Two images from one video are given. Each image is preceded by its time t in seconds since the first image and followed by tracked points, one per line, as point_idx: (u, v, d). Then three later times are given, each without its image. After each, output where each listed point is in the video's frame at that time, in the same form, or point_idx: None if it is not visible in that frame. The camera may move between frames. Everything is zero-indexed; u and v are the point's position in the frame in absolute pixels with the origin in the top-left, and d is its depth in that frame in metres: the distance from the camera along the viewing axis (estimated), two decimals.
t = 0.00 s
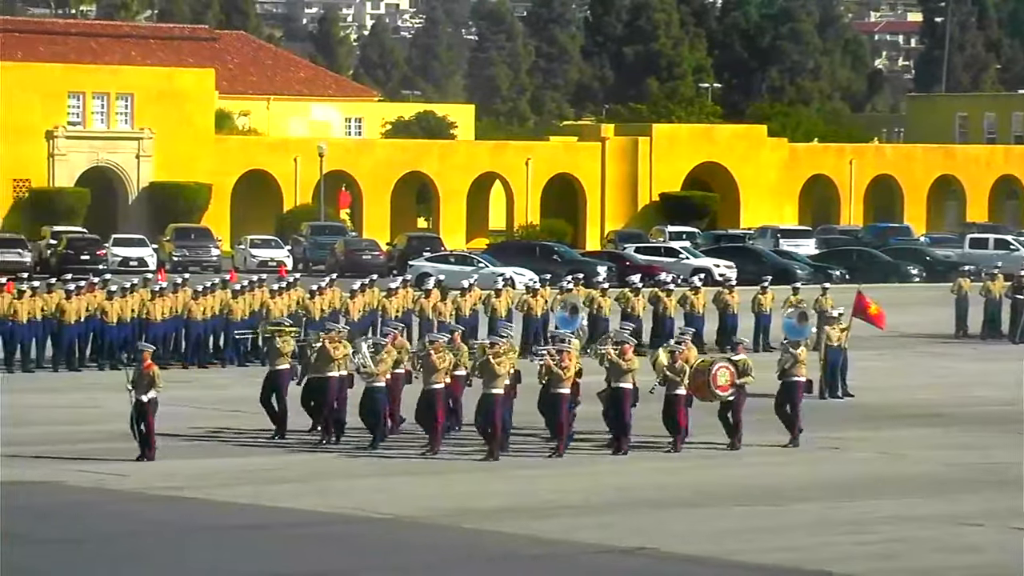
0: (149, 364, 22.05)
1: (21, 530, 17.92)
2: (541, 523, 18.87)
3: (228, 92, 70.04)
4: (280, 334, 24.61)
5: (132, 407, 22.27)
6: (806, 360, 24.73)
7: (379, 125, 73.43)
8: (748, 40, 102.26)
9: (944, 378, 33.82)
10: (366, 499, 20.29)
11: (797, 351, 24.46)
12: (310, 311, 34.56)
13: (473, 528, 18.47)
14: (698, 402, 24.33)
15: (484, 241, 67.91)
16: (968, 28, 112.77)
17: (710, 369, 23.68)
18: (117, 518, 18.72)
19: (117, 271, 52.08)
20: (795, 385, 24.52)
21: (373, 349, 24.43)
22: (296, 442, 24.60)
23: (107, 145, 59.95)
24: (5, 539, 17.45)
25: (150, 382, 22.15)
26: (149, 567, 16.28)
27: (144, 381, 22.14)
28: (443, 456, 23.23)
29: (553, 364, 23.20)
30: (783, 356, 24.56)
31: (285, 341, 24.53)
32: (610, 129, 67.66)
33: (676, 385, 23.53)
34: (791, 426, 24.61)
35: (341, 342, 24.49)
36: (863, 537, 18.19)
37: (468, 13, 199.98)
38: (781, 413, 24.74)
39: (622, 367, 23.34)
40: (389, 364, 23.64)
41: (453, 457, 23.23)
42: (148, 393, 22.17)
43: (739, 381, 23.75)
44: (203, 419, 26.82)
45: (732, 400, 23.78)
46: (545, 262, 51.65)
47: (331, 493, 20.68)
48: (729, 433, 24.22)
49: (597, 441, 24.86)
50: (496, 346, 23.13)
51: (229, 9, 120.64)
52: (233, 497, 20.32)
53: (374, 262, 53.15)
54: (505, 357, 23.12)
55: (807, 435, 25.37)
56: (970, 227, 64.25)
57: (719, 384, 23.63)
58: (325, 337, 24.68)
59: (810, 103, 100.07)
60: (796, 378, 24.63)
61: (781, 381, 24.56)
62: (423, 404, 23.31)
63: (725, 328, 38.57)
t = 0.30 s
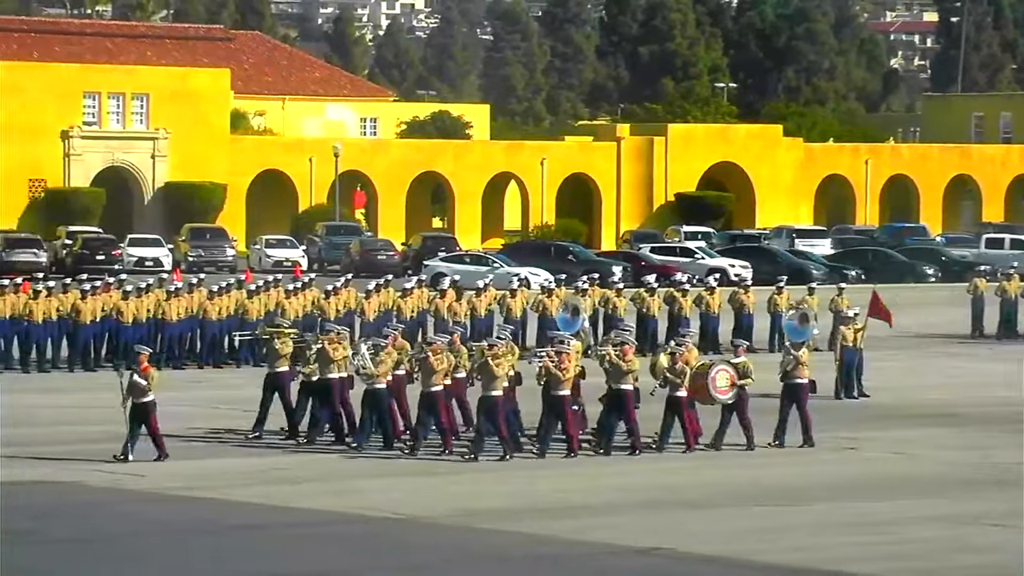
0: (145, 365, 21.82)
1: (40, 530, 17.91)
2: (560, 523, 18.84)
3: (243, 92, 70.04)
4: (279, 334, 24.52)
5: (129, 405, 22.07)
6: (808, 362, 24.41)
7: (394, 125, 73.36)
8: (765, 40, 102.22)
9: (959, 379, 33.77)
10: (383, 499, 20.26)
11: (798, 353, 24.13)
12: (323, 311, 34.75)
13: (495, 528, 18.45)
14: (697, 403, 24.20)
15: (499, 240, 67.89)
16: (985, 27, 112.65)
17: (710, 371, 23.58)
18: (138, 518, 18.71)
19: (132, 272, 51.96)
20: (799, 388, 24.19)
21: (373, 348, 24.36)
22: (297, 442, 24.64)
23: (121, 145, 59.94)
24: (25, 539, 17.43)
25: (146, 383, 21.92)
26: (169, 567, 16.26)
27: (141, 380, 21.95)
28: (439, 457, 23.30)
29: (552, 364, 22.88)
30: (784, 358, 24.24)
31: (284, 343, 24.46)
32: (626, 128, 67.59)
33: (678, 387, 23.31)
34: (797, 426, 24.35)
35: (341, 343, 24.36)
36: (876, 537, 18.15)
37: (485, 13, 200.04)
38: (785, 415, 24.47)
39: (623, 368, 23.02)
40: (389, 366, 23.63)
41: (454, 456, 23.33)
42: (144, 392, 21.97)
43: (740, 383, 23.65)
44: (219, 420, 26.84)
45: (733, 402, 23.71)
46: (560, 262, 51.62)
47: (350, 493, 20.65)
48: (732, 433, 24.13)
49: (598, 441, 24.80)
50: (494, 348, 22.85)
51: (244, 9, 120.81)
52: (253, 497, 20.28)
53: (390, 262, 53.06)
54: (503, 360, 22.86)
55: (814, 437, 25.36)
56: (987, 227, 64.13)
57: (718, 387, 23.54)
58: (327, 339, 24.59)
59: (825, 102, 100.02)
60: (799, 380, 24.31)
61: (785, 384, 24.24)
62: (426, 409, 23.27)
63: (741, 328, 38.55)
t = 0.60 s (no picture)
0: (144, 367, 21.82)
1: (55, 530, 17.94)
2: (575, 523, 18.85)
3: (263, 92, 70.10)
4: (279, 334, 24.75)
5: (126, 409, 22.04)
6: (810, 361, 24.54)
7: (414, 125, 73.39)
8: (784, 40, 102.21)
9: (977, 379, 33.77)
10: (397, 499, 20.27)
11: (799, 352, 24.22)
12: (343, 311, 34.74)
13: (508, 528, 18.46)
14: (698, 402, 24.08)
15: (519, 240, 67.92)
16: (1006, 27, 112.60)
17: (709, 370, 23.46)
18: (152, 518, 18.74)
19: (152, 271, 52.00)
20: (799, 386, 24.29)
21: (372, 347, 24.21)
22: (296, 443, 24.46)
23: (141, 145, 60.05)
24: (40, 539, 17.46)
25: (144, 385, 21.93)
26: (182, 567, 16.29)
27: (139, 383, 21.94)
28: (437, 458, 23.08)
29: (551, 365, 23.09)
30: (786, 357, 24.33)
31: (282, 342, 24.69)
32: (645, 129, 67.58)
33: (677, 386, 23.34)
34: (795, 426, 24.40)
35: (341, 342, 24.14)
36: (894, 537, 18.16)
37: (503, 14, 200.07)
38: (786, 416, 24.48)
39: (623, 368, 23.03)
40: (389, 366, 23.53)
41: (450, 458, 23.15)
42: (142, 395, 21.94)
43: (740, 384, 23.56)
44: (235, 419, 26.86)
45: (733, 402, 23.57)
46: (579, 262, 51.62)
47: (365, 493, 20.66)
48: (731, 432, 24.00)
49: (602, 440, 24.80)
50: (493, 346, 22.91)
51: (263, 9, 120.92)
52: (268, 497, 20.30)
53: (409, 262, 53.08)
54: (503, 358, 22.89)
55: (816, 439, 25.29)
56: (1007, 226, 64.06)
57: (719, 387, 23.43)
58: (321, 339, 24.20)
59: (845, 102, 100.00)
60: (798, 379, 24.40)
61: (786, 382, 24.33)
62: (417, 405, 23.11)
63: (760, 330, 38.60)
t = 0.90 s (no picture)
0: (139, 369, 21.60)
1: (76, 530, 17.94)
2: (595, 523, 18.84)
3: (278, 92, 70.12)
4: (278, 335, 24.58)
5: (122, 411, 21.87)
6: (812, 362, 24.26)
7: (429, 126, 73.38)
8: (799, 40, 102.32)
9: (994, 378, 33.74)
10: (415, 500, 20.26)
11: (800, 354, 23.97)
12: (358, 311, 34.67)
13: (530, 528, 18.45)
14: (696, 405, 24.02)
15: (534, 239, 67.90)
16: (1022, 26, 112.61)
17: (711, 373, 23.32)
18: (173, 517, 18.73)
19: (167, 272, 51.75)
20: (801, 389, 24.04)
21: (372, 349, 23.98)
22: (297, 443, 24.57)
23: (156, 146, 60.09)
24: (60, 539, 17.45)
25: (140, 385, 21.75)
26: (205, 567, 16.28)
27: (135, 386, 21.75)
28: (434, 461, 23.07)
29: (550, 366, 22.84)
30: (787, 359, 24.11)
31: (282, 343, 24.47)
32: (661, 128, 67.52)
33: (677, 389, 23.23)
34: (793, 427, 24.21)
35: (340, 343, 24.01)
36: (913, 537, 18.13)
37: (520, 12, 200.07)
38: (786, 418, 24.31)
39: (623, 370, 22.89)
40: (388, 368, 23.23)
41: (448, 458, 23.24)
42: (138, 398, 21.77)
43: (742, 387, 23.42)
44: (250, 419, 26.89)
45: (734, 405, 23.48)
46: (594, 262, 51.57)
47: (385, 493, 20.65)
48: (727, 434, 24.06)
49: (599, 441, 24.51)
50: (493, 348, 22.60)
51: (279, 10, 121.08)
52: (288, 497, 20.29)
53: (425, 262, 53.07)
54: (502, 361, 22.60)
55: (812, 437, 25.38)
56: None
57: (719, 390, 23.30)
58: (320, 338, 24.20)
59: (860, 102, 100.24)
60: (799, 381, 24.13)
61: (787, 384, 24.10)
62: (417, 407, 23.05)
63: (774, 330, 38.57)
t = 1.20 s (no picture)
0: (136, 368, 21.64)
1: (97, 530, 17.94)
2: (618, 523, 18.82)
3: (294, 92, 70.11)
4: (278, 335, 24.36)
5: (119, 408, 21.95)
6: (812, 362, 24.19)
7: (445, 126, 73.33)
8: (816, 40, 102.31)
9: (1012, 378, 33.68)
10: (437, 499, 20.25)
11: (800, 353, 23.92)
12: (375, 311, 34.93)
13: (553, 528, 18.44)
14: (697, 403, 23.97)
15: (551, 240, 67.91)
16: None
17: (712, 371, 23.36)
18: (194, 518, 18.74)
19: (184, 272, 51.76)
20: (804, 388, 24.07)
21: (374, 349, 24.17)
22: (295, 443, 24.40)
23: (173, 146, 60.20)
24: (81, 540, 17.45)
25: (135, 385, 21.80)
26: (229, 567, 16.28)
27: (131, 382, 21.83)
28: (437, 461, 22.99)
29: (548, 366, 22.72)
30: (788, 358, 24.07)
31: (282, 343, 24.28)
32: (676, 128, 67.54)
33: (678, 387, 23.20)
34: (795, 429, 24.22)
35: (338, 343, 24.10)
36: (931, 537, 18.11)
37: (536, 10, 200.01)
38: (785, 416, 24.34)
39: (623, 368, 22.94)
40: (388, 367, 23.43)
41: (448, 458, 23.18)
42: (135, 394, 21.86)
43: (742, 385, 23.47)
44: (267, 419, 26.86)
45: (735, 402, 23.55)
46: (611, 262, 51.55)
47: (407, 493, 20.64)
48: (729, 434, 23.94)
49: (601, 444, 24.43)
50: (491, 347, 22.62)
51: (295, 10, 121.23)
52: (311, 497, 20.29)
53: (441, 262, 52.99)
54: (499, 360, 22.60)
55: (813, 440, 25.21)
56: None
57: (720, 388, 23.33)
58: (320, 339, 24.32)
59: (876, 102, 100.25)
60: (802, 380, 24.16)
61: (788, 384, 24.10)
62: (420, 410, 22.91)
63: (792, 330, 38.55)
